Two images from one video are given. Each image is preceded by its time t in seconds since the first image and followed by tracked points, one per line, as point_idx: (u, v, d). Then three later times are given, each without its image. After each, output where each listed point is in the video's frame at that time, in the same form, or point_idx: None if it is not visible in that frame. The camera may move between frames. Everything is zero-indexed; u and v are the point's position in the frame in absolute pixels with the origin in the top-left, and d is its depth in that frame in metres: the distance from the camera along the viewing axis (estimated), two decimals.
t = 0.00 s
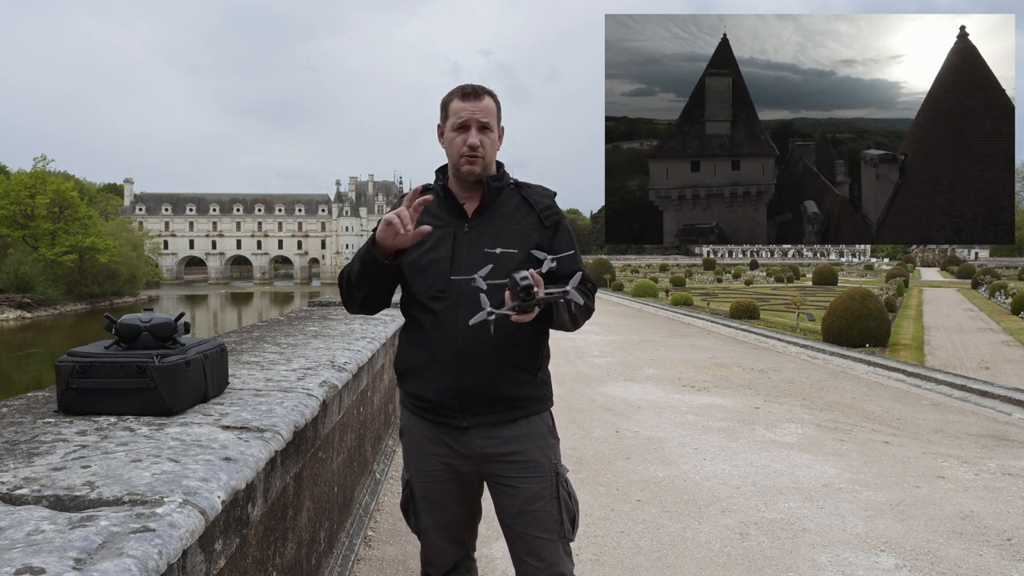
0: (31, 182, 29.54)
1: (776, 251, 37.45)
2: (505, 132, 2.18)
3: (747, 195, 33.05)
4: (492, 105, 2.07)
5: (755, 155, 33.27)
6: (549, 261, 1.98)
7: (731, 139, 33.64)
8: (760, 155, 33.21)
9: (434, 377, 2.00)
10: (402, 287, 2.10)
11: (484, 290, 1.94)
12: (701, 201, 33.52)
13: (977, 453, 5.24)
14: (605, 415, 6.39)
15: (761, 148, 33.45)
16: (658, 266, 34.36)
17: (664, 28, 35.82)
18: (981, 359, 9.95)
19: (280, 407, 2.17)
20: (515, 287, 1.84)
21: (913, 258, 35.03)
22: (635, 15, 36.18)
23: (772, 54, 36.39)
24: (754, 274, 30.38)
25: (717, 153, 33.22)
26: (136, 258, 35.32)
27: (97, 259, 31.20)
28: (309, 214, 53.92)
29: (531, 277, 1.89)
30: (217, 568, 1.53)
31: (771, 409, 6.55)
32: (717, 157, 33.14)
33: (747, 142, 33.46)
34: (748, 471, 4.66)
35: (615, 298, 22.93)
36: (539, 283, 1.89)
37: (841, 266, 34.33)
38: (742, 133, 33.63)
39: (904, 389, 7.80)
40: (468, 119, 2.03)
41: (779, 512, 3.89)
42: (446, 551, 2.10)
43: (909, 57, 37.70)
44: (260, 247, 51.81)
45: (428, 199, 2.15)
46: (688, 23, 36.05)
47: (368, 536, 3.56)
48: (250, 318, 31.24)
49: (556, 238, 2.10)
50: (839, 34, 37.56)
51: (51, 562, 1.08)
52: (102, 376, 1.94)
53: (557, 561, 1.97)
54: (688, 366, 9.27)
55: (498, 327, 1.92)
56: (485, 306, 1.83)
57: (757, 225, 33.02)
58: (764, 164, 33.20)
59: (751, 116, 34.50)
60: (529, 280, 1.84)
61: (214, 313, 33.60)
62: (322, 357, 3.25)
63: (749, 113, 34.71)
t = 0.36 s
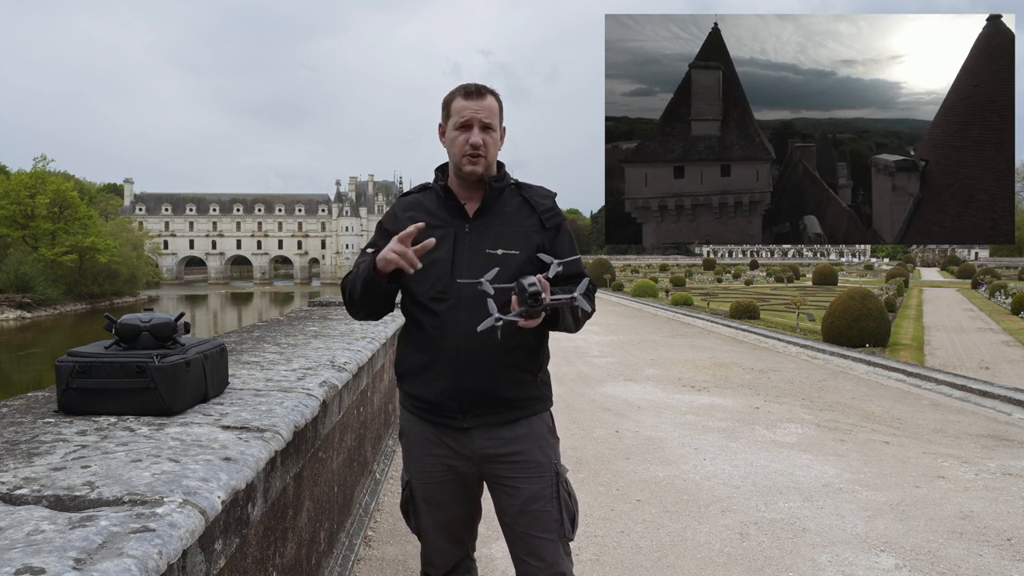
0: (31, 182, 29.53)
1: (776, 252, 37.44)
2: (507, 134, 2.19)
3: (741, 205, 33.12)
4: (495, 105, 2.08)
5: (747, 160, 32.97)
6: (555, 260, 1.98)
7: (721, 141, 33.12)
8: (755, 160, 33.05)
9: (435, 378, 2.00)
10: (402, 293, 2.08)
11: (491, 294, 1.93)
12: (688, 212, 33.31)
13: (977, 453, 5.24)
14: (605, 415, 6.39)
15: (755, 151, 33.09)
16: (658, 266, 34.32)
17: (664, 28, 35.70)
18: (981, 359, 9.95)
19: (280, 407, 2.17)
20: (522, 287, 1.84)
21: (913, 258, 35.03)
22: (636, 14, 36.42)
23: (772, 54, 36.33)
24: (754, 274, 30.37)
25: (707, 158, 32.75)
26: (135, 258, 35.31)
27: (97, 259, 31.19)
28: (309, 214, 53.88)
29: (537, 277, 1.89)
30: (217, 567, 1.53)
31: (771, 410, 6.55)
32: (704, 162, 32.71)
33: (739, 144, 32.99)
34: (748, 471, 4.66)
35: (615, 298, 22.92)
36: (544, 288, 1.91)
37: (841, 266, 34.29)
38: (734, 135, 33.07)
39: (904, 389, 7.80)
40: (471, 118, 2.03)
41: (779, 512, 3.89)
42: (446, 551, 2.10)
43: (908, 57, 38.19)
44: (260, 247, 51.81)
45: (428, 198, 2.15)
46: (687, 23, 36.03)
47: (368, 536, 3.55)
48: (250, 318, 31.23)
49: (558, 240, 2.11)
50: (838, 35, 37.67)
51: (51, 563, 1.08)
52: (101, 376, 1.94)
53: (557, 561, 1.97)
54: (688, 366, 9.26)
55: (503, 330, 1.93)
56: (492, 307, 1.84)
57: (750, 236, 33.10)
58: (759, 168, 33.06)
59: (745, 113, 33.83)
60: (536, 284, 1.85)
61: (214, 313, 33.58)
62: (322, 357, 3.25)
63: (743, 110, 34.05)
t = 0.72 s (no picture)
0: (31, 182, 29.52)
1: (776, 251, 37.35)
2: (505, 131, 2.18)
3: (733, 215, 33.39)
4: (490, 102, 2.08)
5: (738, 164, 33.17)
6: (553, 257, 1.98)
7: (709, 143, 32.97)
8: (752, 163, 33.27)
9: (435, 380, 2.00)
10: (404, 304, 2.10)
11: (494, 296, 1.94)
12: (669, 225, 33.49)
13: (977, 453, 5.24)
14: (605, 415, 6.39)
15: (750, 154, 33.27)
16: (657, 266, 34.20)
17: (664, 28, 35.70)
18: (981, 359, 9.95)
19: (280, 408, 2.17)
20: (528, 290, 1.84)
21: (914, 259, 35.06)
22: (635, 14, 35.94)
23: (773, 54, 36.52)
24: (754, 274, 30.34)
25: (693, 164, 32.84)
26: (136, 258, 35.33)
27: (97, 259, 31.19)
28: (309, 215, 53.83)
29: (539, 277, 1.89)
30: (217, 568, 1.52)
31: (771, 409, 6.55)
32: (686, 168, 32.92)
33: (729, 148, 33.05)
34: (748, 471, 4.66)
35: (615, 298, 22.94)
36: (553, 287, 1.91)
37: (841, 266, 34.08)
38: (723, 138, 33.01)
39: (904, 389, 7.80)
40: (467, 114, 2.03)
41: (779, 512, 3.89)
42: (445, 553, 2.10)
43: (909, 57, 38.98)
44: (260, 247, 51.81)
45: (427, 198, 2.15)
46: (688, 22, 36.09)
47: (368, 536, 3.55)
48: (250, 318, 31.22)
49: (558, 237, 2.11)
50: (840, 35, 37.75)
51: (51, 562, 1.08)
52: (102, 376, 1.94)
53: (557, 562, 1.97)
54: (688, 366, 9.26)
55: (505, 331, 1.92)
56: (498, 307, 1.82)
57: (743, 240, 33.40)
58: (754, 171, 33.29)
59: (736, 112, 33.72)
60: (546, 277, 1.84)
61: (214, 313, 33.59)
62: (322, 357, 3.25)
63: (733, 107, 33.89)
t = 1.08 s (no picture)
0: (31, 182, 29.51)
1: (775, 252, 35.69)
2: (506, 132, 2.18)
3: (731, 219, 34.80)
4: (492, 102, 2.08)
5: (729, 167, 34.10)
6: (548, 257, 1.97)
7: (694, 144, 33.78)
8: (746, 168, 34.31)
9: (435, 381, 2.00)
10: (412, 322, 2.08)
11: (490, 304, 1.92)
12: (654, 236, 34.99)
13: (977, 453, 5.24)
14: (605, 415, 6.38)
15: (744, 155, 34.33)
16: (658, 265, 34.07)
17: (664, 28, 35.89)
18: (981, 359, 9.95)
19: (280, 407, 2.16)
20: (516, 298, 1.82)
21: (914, 259, 35.17)
22: (635, 14, 35.89)
23: (773, 54, 37.62)
24: (754, 274, 30.32)
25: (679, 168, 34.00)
26: (135, 258, 35.32)
27: (97, 259, 31.18)
28: (309, 214, 53.90)
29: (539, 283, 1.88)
30: (217, 567, 1.53)
31: (771, 409, 6.55)
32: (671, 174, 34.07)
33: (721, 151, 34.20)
34: (748, 471, 4.66)
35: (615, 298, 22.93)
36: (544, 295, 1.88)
37: (842, 267, 33.58)
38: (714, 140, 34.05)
39: (904, 390, 7.80)
40: (468, 114, 2.03)
41: (779, 512, 3.89)
42: (445, 553, 2.10)
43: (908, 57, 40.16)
44: (260, 247, 51.80)
45: (426, 198, 2.15)
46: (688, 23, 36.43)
47: (368, 535, 3.55)
48: (250, 318, 31.20)
49: (557, 239, 2.10)
50: (839, 35, 38.81)
51: (52, 562, 1.08)
52: (101, 376, 1.94)
53: (557, 562, 1.97)
54: (688, 366, 9.26)
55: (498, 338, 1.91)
56: (482, 324, 1.83)
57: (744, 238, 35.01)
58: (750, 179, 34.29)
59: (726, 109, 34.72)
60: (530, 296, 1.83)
61: (214, 313, 33.59)
62: (322, 357, 3.25)
63: (723, 103, 34.84)
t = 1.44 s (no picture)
0: (31, 182, 29.50)
1: (775, 252, 34.67)
2: (509, 133, 2.18)
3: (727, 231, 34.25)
4: (496, 105, 2.09)
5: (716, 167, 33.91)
6: (545, 257, 1.97)
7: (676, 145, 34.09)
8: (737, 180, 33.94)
9: (432, 380, 2.00)
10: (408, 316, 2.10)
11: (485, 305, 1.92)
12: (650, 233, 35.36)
13: (978, 453, 5.23)
14: (604, 415, 6.39)
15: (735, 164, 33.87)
16: (657, 266, 34.06)
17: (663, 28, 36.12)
18: (981, 359, 9.94)
19: (281, 407, 2.17)
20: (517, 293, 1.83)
21: (913, 258, 35.15)
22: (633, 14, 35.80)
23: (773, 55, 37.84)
24: (754, 274, 30.29)
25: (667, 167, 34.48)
26: (135, 258, 35.32)
27: (97, 259, 31.18)
28: (309, 214, 53.89)
29: (534, 285, 1.88)
30: (217, 567, 1.52)
31: (771, 409, 6.55)
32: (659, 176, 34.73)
33: (705, 153, 33.98)
34: (748, 471, 4.66)
35: (615, 298, 22.92)
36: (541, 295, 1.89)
37: (841, 266, 33.54)
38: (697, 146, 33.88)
39: (905, 389, 7.79)
40: (467, 116, 2.04)
41: (778, 512, 3.89)
42: (444, 553, 2.10)
43: (908, 58, 40.34)
44: (260, 247, 51.78)
45: (426, 197, 2.15)
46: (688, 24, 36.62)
47: (368, 536, 3.55)
48: (249, 318, 31.19)
49: (556, 237, 2.09)
50: (839, 36, 39.18)
51: (52, 562, 1.08)
52: (101, 376, 1.94)
53: (556, 562, 1.97)
54: (688, 366, 9.26)
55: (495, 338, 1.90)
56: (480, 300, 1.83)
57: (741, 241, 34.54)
58: (743, 191, 33.87)
59: (714, 105, 34.35)
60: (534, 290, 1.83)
61: (214, 313, 33.58)
62: (322, 356, 3.25)
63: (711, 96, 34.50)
